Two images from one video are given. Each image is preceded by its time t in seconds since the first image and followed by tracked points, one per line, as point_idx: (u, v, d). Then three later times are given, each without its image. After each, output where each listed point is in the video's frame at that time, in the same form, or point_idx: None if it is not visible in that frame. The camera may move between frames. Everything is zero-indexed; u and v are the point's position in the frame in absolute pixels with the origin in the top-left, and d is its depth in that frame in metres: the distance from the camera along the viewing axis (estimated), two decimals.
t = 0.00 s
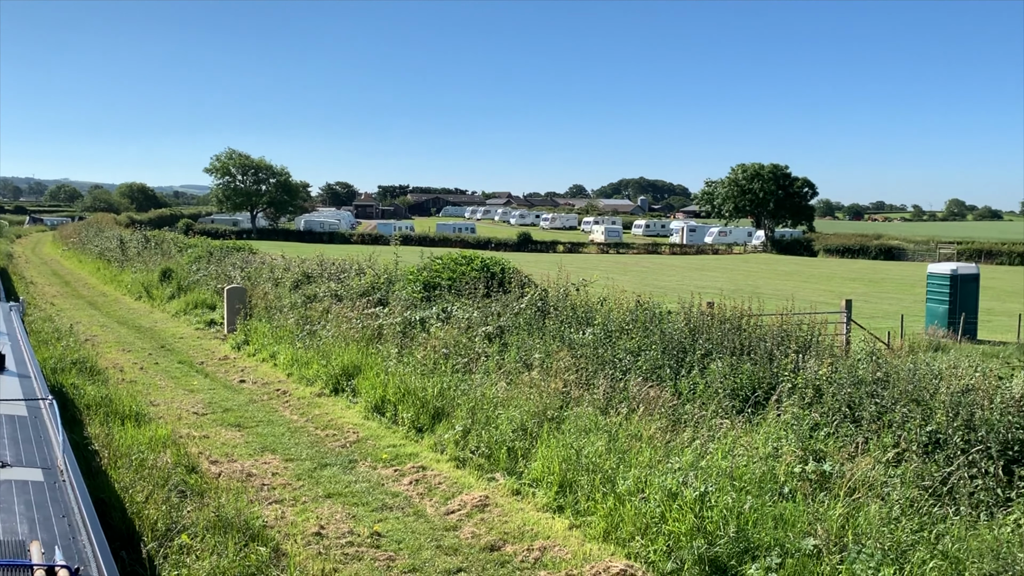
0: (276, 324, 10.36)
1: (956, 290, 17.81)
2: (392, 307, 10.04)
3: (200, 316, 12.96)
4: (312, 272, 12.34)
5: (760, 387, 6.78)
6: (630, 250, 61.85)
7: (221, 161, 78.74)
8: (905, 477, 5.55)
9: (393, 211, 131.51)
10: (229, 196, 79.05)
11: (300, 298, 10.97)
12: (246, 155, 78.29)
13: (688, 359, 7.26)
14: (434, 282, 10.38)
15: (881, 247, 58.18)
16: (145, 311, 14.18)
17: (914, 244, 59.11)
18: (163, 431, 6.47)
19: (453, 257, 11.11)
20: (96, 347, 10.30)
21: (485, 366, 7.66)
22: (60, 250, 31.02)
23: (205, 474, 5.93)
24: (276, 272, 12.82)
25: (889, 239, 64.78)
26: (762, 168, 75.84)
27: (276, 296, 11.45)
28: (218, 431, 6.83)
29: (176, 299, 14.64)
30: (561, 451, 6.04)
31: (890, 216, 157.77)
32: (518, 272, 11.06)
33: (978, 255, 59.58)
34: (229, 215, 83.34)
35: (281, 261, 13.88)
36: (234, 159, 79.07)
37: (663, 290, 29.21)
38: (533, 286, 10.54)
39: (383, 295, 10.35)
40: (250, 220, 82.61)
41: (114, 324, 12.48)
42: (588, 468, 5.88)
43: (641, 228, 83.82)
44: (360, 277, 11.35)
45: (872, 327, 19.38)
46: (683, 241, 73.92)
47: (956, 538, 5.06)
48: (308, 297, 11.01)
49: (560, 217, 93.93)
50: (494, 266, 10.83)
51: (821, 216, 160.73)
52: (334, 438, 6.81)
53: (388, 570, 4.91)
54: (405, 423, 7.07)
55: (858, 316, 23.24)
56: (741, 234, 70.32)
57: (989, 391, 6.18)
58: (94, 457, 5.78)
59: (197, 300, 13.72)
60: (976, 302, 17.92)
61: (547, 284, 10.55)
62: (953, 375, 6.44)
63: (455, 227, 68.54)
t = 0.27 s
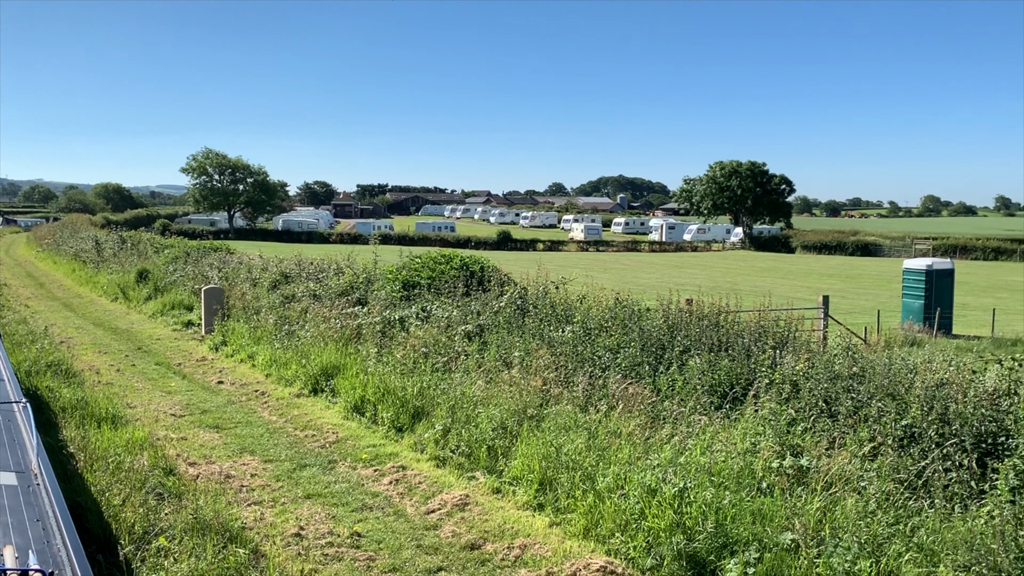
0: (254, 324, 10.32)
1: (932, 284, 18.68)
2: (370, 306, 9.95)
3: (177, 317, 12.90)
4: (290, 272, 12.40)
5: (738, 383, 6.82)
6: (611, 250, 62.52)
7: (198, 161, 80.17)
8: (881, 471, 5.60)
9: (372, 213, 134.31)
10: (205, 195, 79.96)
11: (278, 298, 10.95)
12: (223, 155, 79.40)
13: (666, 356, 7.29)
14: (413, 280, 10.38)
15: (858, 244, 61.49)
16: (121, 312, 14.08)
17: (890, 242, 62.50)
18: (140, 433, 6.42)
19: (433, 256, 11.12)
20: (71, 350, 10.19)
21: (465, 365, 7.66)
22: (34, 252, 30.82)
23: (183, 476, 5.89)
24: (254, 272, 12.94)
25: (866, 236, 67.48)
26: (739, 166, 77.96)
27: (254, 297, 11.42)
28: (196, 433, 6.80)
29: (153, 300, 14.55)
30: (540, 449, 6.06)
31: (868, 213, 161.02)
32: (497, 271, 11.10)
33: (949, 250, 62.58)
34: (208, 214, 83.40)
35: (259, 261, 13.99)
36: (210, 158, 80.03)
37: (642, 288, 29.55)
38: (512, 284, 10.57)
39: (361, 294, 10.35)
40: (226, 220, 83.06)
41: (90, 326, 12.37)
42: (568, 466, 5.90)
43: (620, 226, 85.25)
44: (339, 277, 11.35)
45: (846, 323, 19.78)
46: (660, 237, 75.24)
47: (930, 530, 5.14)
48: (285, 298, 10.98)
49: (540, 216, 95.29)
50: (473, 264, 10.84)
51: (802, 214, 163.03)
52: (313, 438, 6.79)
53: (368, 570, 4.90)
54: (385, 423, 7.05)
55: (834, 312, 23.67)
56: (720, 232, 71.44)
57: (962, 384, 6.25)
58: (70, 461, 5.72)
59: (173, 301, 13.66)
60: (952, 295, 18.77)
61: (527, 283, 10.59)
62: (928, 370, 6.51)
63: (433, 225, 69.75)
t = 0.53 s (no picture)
0: (231, 326, 10.29)
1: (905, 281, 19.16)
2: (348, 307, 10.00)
3: (154, 319, 12.82)
4: (268, 273, 12.38)
5: (715, 380, 6.87)
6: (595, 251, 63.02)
7: (174, 162, 80.31)
8: (857, 467, 5.65)
9: (350, 214, 135.81)
10: (182, 197, 80.42)
11: (256, 300, 10.97)
12: (201, 156, 79.87)
13: (644, 354, 7.34)
14: (392, 281, 10.43)
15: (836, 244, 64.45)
16: (97, 315, 13.99)
17: (866, 242, 65.74)
18: (116, 437, 6.37)
19: (413, 256, 11.16)
20: (45, 354, 10.09)
21: (444, 365, 7.67)
22: (6, 255, 30.63)
23: (160, 480, 5.85)
24: (231, 274, 12.89)
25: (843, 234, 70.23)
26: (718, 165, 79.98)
27: (232, 299, 11.41)
28: (173, 436, 6.76)
29: (129, 302, 14.47)
30: (520, 449, 6.07)
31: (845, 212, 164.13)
32: (476, 271, 11.19)
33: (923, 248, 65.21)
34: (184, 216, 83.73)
35: (236, 263, 13.93)
36: (187, 159, 80.21)
37: (623, 288, 29.88)
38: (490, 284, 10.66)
39: (339, 296, 10.42)
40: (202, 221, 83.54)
41: (65, 329, 12.26)
42: (547, 465, 5.91)
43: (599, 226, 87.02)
44: (316, 278, 11.43)
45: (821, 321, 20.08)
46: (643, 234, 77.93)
47: (905, 525, 5.21)
48: (263, 299, 10.99)
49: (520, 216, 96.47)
50: (452, 265, 10.94)
51: (785, 212, 165.50)
52: (291, 440, 6.77)
53: (347, 572, 4.89)
54: (363, 424, 7.04)
55: (810, 310, 24.07)
56: (696, 229, 77.02)
57: (935, 380, 6.32)
58: (44, 466, 5.66)
59: (150, 303, 13.59)
60: (925, 292, 19.22)
61: (505, 282, 10.65)
62: (902, 366, 6.58)
63: (414, 225, 70.62)
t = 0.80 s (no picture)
0: (206, 330, 10.25)
1: (880, 279, 19.77)
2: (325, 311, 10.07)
3: (128, 323, 12.72)
4: (244, 276, 12.58)
5: (691, 380, 6.92)
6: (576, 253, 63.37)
7: (148, 164, 79.77)
8: (831, 466, 5.71)
9: (329, 215, 136.01)
10: (157, 199, 80.01)
11: (231, 303, 11.01)
12: (176, 158, 79.51)
13: (621, 354, 7.39)
14: (369, 284, 10.56)
15: (810, 243, 66.48)
16: (69, 319, 13.87)
17: (841, 241, 67.12)
18: (88, 443, 6.31)
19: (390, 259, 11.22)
20: (16, 359, 9.97)
21: (422, 367, 7.69)
22: None
23: (134, 486, 5.80)
24: (206, 276, 12.92)
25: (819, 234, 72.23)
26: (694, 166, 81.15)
27: (207, 302, 11.39)
28: (148, 441, 6.70)
29: (103, 305, 14.37)
30: (497, 450, 6.07)
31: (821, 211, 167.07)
32: (453, 273, 11.31)
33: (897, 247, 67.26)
34: (159, 217, 83.31)
35: (211, 266, 14.06)
36: (161, 162, 79.82)
37: (601, 289, 30.13)
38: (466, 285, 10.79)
39: (316, 299, 10.51)
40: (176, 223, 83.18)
41: (37, 334, 12.13)
42: (524, 466, 5.93)
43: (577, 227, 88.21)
44: (292, 280, 11.60)
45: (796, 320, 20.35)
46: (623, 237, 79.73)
47: (878, 522, 5.28)
48: (239, 303, 11.04)
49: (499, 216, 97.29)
50: (429, 267, 11.10)
51: (764, 212, 167.70)
52: (268, 444, 6.74)
53: None
54: (340, 427, 7.01)
55: (786, 310, 24.39)
56: (675, 230, 78.20)
57: (906, 378, 6.40)
58: (15, 474, 5.59)
59: (124, 307, 13.51)
60: (900, 292, 19.83)
61: (483, 284, 10.72)
62: (875, 364, 6.66)
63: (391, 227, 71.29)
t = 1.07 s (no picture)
0: (179, 335, 10.19)
1: (851, 281, 20.17)
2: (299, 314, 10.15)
3: (99, 328, 12.61)
4: (216, 281, 12.67)
5: (664, 382, 6.98)
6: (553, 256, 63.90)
7: (119, 168, 78.99)
8: (801, 465, 5.78)
9: (304, 218, 136.06)
10: (128, 203, 79.26)
11: (203, 308, 10.99)
12: (147, 161, 78.92)
13: (595, 357, 7.44)
14: (342, 287, 10.58)
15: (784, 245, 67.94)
16: (38, 324, 13.73)
17: (813, 243, 68.65)
18: (58, 450, 6.24)
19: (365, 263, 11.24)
20: None
21: (396, 371, 7.70)
22: None
23: (104, 493, 5.73)
24: (177, 281, 12.94)
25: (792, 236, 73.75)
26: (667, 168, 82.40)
27: (179, 306, 11.35)
28: (118, 447, 6.64)
29: (73, 310, 14.26)
30: (472, 453, 6.08)
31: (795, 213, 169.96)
32: (428, 276, 11.39)
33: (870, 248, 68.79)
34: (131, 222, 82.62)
35: (183, 271, 14.09)
36: (133, 165, 79.19)
37: (577, 292, 30.34)
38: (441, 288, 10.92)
39: (290, 302, 10.60)
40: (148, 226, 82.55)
41: (5, 340, 11.97)
42: (499, 468, 5.94)
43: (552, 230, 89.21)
44: (265, 284, 11.68)
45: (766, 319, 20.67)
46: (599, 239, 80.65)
47: (848, 521, 5.35)
48: (211, 307, 11.01)
49: (474, 219, 98.04)
50: (404, 269, 11.16)
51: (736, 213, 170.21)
52: (241, 449, 6.70)
53: None
54: (314, 432, 6.98)
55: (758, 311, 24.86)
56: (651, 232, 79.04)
57: (875, 378, 6.49)
58: None
59: (95, 312, 13.41)
60: (870, 293, 20.27)
61: (458, 287, 10.78)
62: (844, 364, 6.74)
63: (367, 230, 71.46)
